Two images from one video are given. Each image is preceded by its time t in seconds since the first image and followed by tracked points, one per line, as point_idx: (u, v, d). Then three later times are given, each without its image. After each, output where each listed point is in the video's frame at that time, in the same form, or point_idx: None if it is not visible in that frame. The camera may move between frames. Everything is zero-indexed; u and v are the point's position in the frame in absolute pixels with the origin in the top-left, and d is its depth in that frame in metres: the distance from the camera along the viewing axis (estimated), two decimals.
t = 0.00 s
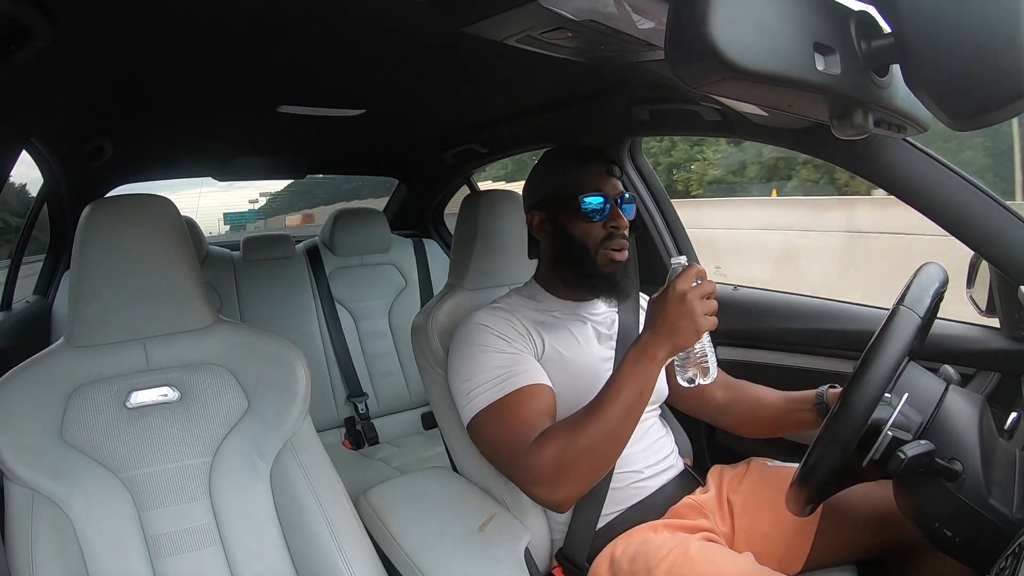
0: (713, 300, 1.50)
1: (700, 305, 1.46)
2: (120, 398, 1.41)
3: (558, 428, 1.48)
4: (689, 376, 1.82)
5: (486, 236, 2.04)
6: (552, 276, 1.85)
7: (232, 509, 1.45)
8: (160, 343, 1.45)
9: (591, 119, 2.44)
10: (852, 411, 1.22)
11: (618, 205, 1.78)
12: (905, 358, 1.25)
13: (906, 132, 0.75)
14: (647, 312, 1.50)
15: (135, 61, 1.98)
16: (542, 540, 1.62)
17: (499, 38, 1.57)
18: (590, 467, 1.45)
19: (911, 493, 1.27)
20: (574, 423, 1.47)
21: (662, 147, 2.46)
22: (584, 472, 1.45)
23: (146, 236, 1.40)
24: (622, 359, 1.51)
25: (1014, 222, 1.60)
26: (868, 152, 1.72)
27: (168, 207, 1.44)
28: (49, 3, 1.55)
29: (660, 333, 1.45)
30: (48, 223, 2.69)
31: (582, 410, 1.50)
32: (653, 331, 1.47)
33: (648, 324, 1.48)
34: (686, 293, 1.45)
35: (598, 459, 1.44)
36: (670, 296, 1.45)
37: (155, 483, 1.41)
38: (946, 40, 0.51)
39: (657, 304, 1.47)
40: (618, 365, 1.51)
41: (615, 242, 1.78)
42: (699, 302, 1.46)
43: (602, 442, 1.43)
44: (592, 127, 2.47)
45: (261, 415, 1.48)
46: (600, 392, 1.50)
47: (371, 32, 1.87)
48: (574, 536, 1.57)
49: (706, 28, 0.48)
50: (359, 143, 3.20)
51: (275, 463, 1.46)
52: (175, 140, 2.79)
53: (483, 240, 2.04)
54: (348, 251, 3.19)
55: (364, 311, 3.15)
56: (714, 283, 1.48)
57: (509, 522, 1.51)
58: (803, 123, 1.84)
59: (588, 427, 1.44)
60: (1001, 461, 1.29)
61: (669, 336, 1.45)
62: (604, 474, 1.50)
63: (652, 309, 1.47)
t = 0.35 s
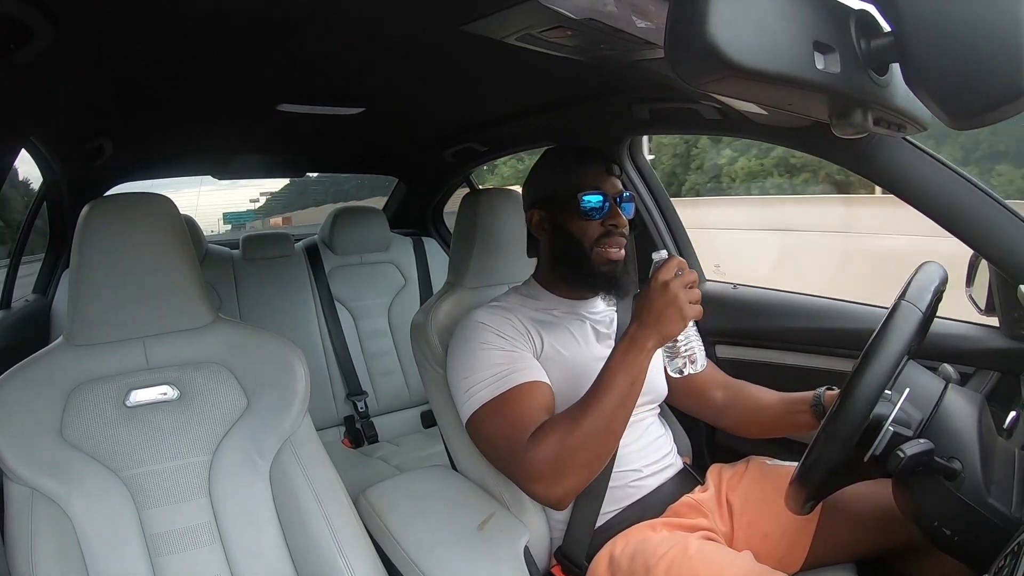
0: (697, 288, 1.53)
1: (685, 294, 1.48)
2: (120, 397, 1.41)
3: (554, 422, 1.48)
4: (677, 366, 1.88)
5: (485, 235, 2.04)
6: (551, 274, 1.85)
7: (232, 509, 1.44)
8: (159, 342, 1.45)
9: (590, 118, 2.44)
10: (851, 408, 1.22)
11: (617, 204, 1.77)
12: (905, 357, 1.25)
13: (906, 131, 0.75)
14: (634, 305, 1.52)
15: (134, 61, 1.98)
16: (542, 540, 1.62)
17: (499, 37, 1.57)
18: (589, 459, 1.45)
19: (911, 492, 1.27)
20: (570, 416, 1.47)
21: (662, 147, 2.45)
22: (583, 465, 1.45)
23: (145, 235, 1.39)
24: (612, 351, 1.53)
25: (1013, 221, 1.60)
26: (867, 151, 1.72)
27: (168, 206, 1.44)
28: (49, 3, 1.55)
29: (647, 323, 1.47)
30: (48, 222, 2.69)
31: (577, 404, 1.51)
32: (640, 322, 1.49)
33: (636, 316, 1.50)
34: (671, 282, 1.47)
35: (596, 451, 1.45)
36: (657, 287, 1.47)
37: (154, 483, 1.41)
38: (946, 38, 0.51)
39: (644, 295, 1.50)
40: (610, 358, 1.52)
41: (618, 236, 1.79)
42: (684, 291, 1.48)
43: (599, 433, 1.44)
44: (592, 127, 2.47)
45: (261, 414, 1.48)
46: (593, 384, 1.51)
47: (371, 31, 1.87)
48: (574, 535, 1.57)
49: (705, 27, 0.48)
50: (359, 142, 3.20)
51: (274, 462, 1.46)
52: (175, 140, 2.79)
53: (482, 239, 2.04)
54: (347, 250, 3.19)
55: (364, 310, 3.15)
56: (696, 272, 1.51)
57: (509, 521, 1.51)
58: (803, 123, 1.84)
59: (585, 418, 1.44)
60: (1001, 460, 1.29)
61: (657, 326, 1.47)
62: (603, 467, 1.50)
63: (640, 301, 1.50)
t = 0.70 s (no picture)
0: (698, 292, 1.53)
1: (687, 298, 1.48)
2: (119, 398, 1.41)
3: (553, 423, 1.48)
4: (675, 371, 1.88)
5: (485, 236, 2.04)
6: (549, 275, 1.85)
7: (230, 509, 1.44)
8: (158, 342, 1.45)
9: (590, 119, 2.44)
10: (850, 410, 1.22)
11: (614, 202, 1.78)
12: (904, 357, 1.26)
13: (905, 131, 0.75)
14: (635, 308, 1.53)
15: (133, 61, 1.98)
16: (542, 540, 1.62)
17: (498, 37, 1.57)
18: (588, 460, 1.46)
19: (911, 494, 1.27)
20: (569, 417, 1.47)
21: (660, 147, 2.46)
22: (582, 465, 1.46)
23: (145, 236, 1.40)
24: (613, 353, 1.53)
25: (1012, 222, 1.60)
26: (866, 152, 1.73)
27: (167, 207, 1.44)
28: (49, 3, 1.55)
29: (649, 326, 1.48)
30: (47, 222, 2.69)
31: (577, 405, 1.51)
32: (642, 325, 1.49)
33: (638, 319, 1.50)
34: (674, 286, 1.47)
35: (595, 452, 1.45)
36: (660, 291, 1.48)
37: (154, 483, 1.41)
38: (945, 38, 0.51)
39: (646, 298, 1.50)
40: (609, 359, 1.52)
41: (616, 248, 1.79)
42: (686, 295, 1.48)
43: (598, 435, 1.44)
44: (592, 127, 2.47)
45: (260, 414, 1.48)
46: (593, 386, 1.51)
47: (371, 31, 1.87)
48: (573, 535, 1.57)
49: (705, 27, 0.48)
50: (358, 142, 3.20)
51: (273, 463, 1.46)
52: (174, 140, 2.79)
53: (482, 239, 2.04)
54: (347, 250, 3.19)
55: (363, 310, 3.14)
56: (699, 277, 1.51)
57: (508, 521, 1.51)
58: (801, 123, 1.84)
59: (584, 420, 1.45)
60: (1000, 461, 1.29)
61: (659, 329, 1.47)
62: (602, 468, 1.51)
63: (641, 304, 1.50)
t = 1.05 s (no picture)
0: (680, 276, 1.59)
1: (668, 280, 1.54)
2: (119, 398, 1.41)
3: (552, 418, 1.49)
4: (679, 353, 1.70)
5: (485, 236, 2.04)
6: (551, 275, 1.85)
7: (231, 509, 1.44)
8: (159, 342, 1.45)
9: (590, 118, 2.44)
10: (850, 411, 1.22)
11: (618, 204, 1.77)
12: (905, 357, 1.26)
13: (905, 131, 0.75)
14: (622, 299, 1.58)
15: (134, 61, 1.98)
16: (542, 539, 1.63)
17: (498, 37, 1.57)
18: (588, 453, 1.46)
19: (912, 495, 1.27)
20: (568, 411, 1.49)
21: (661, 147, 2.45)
22: (583, 458, 1.46)
23: (146, 236, 1.40)
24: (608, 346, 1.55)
25: (1012, 222, 1.60)
26: (866, 152, 1.73)
27: (168, 206, 1.44)
28: (49, 3, 1.55)
29: (636, 313, 1.52)
30: (47, 222, 2.69)
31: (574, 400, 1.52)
32: (631, 314, 1.53)
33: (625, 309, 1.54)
34: (650, 271, 1.54)
35: (595, 444, 1.46)
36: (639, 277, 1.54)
37: (154, 483, 1.41)
38: (946, 38, 0.51)
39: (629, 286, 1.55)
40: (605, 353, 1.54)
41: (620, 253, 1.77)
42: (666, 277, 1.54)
43: (597, 426, 1.46)
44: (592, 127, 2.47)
45: (260, 414, 1.48)
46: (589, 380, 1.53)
47: (371, 31, 1.87)
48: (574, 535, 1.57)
49: (705, 26, 0.48)
50: (358, 142, 3.20)
51: (273, 463, 1.46)
52: (174, 139, 2.79)
53: (482, 239, 2.04)
54: (347, 250, 3.19)
55: (363, 310, 3.15)
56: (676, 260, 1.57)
57: (507, 521, 1.51)
58: (801, 123, 1.84)
59: (583, 412, 1.46)
60: (1001, 460, 1.29)
61: (647, 316, 1.51)
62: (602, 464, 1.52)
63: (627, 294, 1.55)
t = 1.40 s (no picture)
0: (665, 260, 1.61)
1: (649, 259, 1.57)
2: (120, 398, 1.41)
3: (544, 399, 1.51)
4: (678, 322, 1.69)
5: (485, 236, 2.04)
6: (551, 276, 1.85)
7: (231, 510, 1.45)
8: (159, 342, 1.45)
9: (590, 119, 2.43)
10: (850, 411, 1.21)
11: (615, 204, 1.77)
12: (905, 359, 1.25)
13: (906, 132, 0.75)
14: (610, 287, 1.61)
15: (134, 61, 1.98)
16: (542, 540, 1.63)
17: (498, 38, 1.57)
18: (581, 432, 1.47)
19: (913, 495, 1.27)
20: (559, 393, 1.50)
21: (660, 147, 2.45)
22: (576, 438, 1.46)
23: (146, 237, 1.40)
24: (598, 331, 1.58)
25: (1014, 222, 1.60)
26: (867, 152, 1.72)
27: (168, 207, 1.44)
28: (49, 3, 1.55)
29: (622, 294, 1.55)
30: (47, 223, 2.69)
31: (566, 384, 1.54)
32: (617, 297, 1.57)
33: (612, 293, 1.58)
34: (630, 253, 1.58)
35: (588, 423, 1.47)
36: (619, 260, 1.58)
37: (154, 483, 1.41)
38: (946, 39, 0.51)
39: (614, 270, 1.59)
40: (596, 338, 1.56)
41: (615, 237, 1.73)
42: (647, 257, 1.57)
43: (588, 403, 1.47)
44: (592, 127, 2.47)
45: (260, 415, 1.48)
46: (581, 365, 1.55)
47: (371, 32, 1.87)
48: (574, 536, 1.57)
49: (705, 26, 0.48)
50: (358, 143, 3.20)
51: (274, 463, 1.46)
52: (174, 140, 2.79)
53: (483, 239, 2.03)
54: (347, 251, 3.19)
55: (363, 310, 3.15)
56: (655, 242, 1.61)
57: (507, 522, 1.51)
58: (800, 123, 1.84)
59: (574, 390, 1.48)
60: (1001, 461, 1.29)
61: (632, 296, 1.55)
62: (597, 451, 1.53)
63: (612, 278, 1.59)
